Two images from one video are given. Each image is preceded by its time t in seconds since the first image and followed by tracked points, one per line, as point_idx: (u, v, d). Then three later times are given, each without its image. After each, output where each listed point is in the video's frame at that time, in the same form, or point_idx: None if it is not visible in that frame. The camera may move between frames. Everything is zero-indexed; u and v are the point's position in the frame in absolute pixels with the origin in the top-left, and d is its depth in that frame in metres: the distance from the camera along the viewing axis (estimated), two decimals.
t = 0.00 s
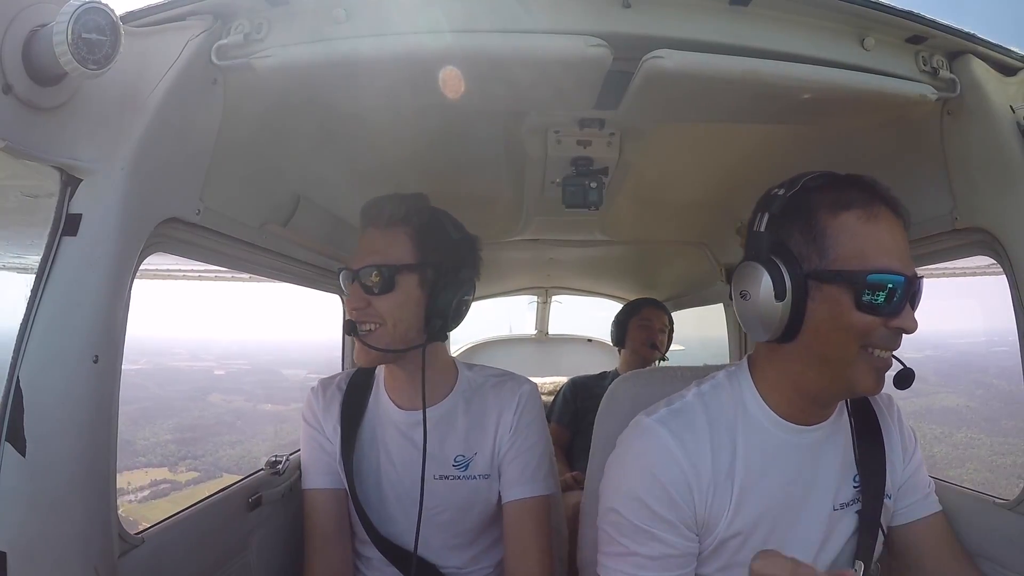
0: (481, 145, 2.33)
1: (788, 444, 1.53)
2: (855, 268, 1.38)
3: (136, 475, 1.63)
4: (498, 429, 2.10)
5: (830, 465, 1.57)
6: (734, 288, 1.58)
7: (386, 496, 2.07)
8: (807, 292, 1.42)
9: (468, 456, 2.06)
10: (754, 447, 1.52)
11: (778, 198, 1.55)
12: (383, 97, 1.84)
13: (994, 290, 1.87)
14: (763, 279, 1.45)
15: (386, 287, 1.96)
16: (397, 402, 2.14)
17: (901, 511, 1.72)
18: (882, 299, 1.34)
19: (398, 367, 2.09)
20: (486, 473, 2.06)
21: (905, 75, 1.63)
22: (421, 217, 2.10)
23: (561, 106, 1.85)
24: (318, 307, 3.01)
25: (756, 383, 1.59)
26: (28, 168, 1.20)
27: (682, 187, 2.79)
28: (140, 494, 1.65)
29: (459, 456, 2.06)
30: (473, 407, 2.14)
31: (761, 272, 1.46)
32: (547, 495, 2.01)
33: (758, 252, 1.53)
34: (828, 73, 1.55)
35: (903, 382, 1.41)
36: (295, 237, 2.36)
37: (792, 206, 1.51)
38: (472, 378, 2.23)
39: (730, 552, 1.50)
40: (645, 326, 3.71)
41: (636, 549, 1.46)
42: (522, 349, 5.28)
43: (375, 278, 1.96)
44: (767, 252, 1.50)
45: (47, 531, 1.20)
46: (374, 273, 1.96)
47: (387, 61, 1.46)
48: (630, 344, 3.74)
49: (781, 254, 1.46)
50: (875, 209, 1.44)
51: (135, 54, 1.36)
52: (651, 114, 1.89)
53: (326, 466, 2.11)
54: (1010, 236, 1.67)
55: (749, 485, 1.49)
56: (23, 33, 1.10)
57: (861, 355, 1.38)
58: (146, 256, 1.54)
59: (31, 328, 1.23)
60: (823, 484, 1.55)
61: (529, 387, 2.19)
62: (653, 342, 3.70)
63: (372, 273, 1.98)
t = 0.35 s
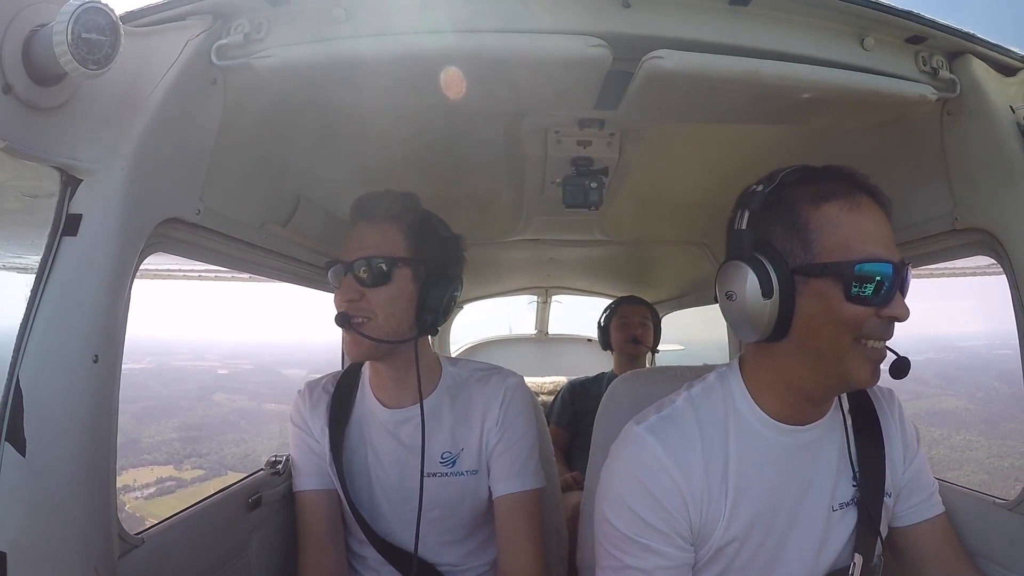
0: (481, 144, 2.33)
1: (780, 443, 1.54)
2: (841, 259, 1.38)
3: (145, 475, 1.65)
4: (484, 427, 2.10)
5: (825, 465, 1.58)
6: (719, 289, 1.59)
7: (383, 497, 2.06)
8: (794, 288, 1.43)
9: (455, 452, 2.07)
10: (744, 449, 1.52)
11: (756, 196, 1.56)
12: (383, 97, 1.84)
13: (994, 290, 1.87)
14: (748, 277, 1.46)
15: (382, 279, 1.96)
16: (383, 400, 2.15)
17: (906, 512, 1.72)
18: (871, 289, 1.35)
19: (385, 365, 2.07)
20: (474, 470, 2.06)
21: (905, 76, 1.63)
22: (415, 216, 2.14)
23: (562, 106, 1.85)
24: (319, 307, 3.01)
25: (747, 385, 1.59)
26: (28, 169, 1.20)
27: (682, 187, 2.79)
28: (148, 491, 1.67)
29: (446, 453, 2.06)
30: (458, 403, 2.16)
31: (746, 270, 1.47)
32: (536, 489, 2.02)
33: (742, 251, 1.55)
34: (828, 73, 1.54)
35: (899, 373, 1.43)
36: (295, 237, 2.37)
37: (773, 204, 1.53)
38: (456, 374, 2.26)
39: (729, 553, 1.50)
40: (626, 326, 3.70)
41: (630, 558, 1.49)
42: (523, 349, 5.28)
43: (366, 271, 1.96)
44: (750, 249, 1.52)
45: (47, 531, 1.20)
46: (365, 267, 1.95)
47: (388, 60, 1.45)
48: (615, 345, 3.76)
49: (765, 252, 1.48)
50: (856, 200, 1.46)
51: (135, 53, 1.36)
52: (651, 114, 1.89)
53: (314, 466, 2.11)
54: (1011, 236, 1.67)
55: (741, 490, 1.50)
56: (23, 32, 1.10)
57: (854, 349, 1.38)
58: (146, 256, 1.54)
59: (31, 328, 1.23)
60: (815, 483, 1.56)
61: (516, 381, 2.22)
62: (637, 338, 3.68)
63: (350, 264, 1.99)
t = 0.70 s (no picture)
0: (481, 144, 2.33)
1: (816, 436, 1.48)
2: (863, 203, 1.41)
3: (150, 469, 1.69)
4: (494, 427, 2.11)
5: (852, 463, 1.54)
6: (742, 258, 1.61)
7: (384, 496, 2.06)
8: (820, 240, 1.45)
9: (463, 451, 2.08)
10: (792, 442, 1.44)
11: (770, 163, 1.65)
12: (383, 97, 1.84)
13: (994, 290, 1.88)
14: (773, 237, 1.48)
15: (448, 282, 2.00)
16: (392, 399, 2.12)
17: (918, 504, 1.76)
18: (900, 229, 1.36)
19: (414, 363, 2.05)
20: (482, 470, 2.07)
21: (905, 76, 1.63)
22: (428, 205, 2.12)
23: (562, 106, 1.85)
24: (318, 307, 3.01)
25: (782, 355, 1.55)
26: (28, 169, 1.20)
27: (682, 187, 2.79)
28: (149, 485, 1.68)
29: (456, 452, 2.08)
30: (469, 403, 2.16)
31: (770, 231, 1.49)
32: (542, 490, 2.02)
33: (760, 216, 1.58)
34: (829, 73, 1.54)
35: (953, 317, 1.42)
36: (295, 237, 2.36)
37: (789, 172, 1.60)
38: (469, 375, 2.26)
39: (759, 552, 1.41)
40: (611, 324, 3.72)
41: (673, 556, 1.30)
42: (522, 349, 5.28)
43: (432, 267, 1.96)
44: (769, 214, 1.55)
45: (47, 530, 1.20)
46: (427, 262, 1.96)
47: (389, 61, 1.46)
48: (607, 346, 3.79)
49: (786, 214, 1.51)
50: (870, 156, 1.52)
51: (134, 53, 1.36)
52: (651, 114, 1.89)
53: (317, 463, 2.11)
54: (1011, 236, 1.67)
55: (787, 481, 1.41)
56: (23, 32, 1.10)
57: (894, 293, 1.36)
58: (146, 256, 1.54)
59: (31, 328, 1.23)
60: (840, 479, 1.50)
61: (526, 382, 2.22)
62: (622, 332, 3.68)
63: (408, 261, 1.95)
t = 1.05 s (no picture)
0: (480, 144, 2.33)
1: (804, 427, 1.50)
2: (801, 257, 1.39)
3: (156, 472, 1.72)
4: (504, 425, 2.11)
5: (849, 450, 1.53)
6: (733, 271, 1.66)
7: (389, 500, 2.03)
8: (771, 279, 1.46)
9: (476, 452, 2.07)
10: (779, 424, 1.50)
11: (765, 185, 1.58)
12: (383, 97, 1.84)
13: (993, 290, 1.88)
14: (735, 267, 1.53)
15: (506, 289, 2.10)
16: (401, 403, 2.08)
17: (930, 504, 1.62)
18: (811, 288, 1.34)
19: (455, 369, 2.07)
20: (494, 469, 2.07)
21: (906, 75, 1.62)
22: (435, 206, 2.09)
23: (561, 105, 1.85)
24: (318, 307, 3.01)
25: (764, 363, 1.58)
26: (28, 168, 1.20)
27: (682, 187, 2.79)
28: (158, 486, 1.72)
29: (469, 453, 2.06)
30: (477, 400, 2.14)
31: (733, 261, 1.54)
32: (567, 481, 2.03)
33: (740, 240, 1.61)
34: (829, 73, 1.54)
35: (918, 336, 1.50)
36: (295, 237, 2.36)
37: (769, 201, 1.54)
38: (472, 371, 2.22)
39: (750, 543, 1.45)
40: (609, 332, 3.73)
41: (650, 529, 1.41)
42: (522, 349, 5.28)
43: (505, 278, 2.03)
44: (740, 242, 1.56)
45: (46, 530, 1.20)
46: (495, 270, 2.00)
47: (388, 61, 1.46)
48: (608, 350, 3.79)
49: (750, 242, 1.53)
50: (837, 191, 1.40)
51: (134, 53, 1.36)
52: (651, 114, 1.89)
53: (312, 474, 2.04)
54: (1010, 236, 1.67)
55: (779, 461, 1.46)
56: (23, 33, 1.10)
57: (820, 348, 1.36)
58: (146, 257, 1.54)
59: (31, 328, 1.23)
60: (842, 474, 1.50)
61: (529, 374, 2.20)
62: (624, 338, 3.67)
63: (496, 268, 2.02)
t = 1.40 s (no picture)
0: (480, 144, 2.33)
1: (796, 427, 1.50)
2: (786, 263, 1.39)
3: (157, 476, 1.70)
4: (502, 425, 2.11)
5: (842, 451, 1.52)
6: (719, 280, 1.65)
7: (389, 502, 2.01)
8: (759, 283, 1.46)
9: (474, 452, 2.06)
10: (767, 428, 1.50)
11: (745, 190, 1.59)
12: (382, 97, 1.84)
13: (994, 290, 1.87)
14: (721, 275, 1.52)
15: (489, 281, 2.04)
16: (394, 401, 2.07)
17: (924, 503, 1.63)
18: (800, 292, 1.34)
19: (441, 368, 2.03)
20: (492, 469, 2.06)
21: (905, 75, 1.63)
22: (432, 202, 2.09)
23: (561, 106, 1.85)
24: (318, 307, 3.01)
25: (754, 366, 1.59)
26: (28, 168, 1.21)
27: (682, 187, 2.79)
28: (172, 492, 1.81)
29: (466, 454, 2.05)
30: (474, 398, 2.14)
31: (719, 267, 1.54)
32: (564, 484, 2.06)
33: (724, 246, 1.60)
34: (830, 73, 1.54)
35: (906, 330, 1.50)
36: (294, 237, 2.36)
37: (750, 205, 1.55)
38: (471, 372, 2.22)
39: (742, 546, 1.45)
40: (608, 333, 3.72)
41: (636, 536, 1.42)
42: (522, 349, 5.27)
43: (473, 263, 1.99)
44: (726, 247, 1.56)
45: (46, 530, 1.20)
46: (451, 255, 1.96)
47: (387, 61, 1.46)
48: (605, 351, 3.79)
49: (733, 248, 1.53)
50: (822, 192, 1.41)
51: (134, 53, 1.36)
52: (651, 114, 1.89)
53: (309, 475, 2.04)
54: (1010, 237, 1.67)
55: (767, 465, 1.46)
56: (23, 33, 1.10)
57: (812, 353, 1.36)
58: (146, 257, 1.54)
59: (31, 329, 1.23)
60: (833, 473, 1.49)
61: (530, 373, 2.21)
62: (625, 338, 3.66)
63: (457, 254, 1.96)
